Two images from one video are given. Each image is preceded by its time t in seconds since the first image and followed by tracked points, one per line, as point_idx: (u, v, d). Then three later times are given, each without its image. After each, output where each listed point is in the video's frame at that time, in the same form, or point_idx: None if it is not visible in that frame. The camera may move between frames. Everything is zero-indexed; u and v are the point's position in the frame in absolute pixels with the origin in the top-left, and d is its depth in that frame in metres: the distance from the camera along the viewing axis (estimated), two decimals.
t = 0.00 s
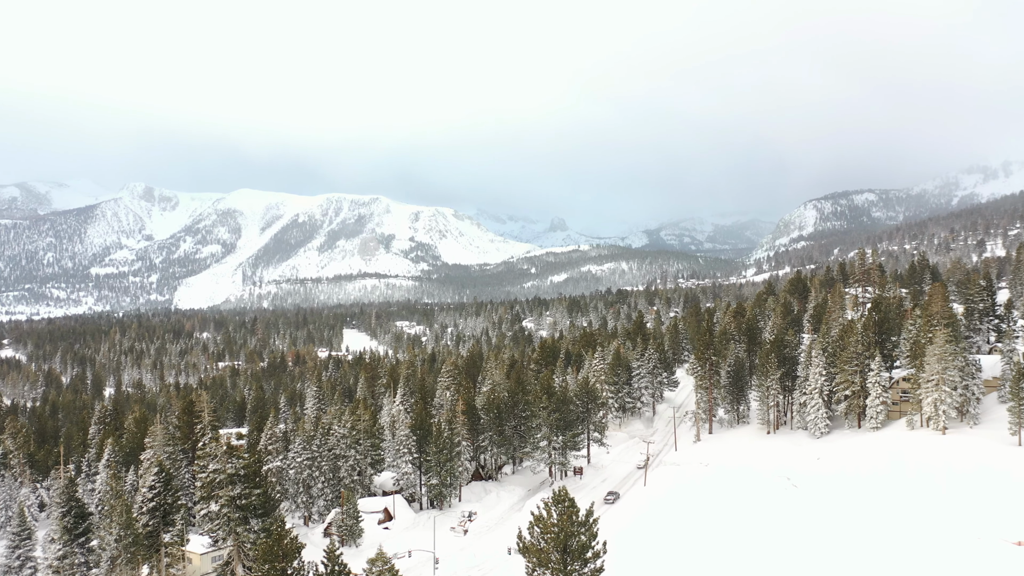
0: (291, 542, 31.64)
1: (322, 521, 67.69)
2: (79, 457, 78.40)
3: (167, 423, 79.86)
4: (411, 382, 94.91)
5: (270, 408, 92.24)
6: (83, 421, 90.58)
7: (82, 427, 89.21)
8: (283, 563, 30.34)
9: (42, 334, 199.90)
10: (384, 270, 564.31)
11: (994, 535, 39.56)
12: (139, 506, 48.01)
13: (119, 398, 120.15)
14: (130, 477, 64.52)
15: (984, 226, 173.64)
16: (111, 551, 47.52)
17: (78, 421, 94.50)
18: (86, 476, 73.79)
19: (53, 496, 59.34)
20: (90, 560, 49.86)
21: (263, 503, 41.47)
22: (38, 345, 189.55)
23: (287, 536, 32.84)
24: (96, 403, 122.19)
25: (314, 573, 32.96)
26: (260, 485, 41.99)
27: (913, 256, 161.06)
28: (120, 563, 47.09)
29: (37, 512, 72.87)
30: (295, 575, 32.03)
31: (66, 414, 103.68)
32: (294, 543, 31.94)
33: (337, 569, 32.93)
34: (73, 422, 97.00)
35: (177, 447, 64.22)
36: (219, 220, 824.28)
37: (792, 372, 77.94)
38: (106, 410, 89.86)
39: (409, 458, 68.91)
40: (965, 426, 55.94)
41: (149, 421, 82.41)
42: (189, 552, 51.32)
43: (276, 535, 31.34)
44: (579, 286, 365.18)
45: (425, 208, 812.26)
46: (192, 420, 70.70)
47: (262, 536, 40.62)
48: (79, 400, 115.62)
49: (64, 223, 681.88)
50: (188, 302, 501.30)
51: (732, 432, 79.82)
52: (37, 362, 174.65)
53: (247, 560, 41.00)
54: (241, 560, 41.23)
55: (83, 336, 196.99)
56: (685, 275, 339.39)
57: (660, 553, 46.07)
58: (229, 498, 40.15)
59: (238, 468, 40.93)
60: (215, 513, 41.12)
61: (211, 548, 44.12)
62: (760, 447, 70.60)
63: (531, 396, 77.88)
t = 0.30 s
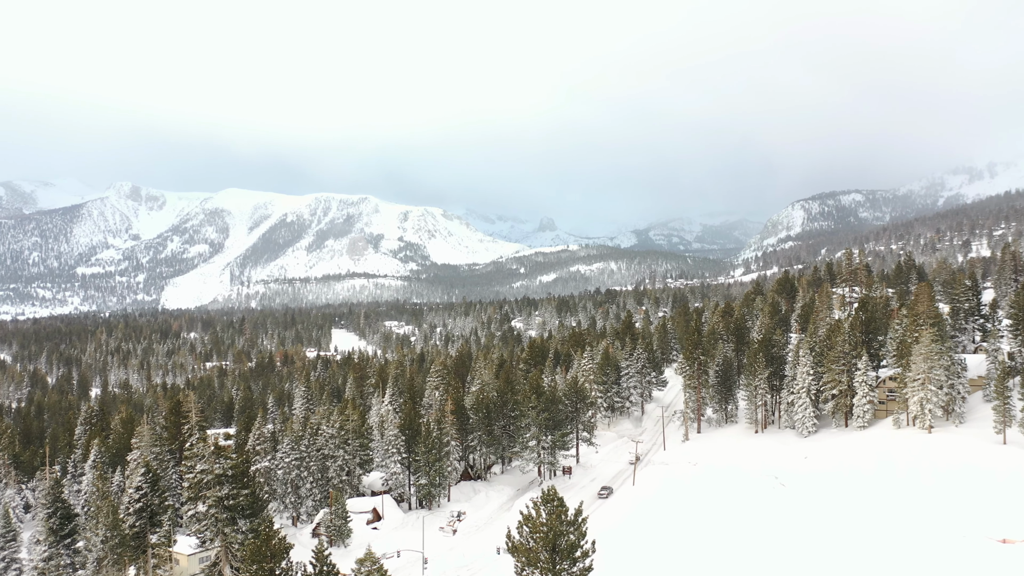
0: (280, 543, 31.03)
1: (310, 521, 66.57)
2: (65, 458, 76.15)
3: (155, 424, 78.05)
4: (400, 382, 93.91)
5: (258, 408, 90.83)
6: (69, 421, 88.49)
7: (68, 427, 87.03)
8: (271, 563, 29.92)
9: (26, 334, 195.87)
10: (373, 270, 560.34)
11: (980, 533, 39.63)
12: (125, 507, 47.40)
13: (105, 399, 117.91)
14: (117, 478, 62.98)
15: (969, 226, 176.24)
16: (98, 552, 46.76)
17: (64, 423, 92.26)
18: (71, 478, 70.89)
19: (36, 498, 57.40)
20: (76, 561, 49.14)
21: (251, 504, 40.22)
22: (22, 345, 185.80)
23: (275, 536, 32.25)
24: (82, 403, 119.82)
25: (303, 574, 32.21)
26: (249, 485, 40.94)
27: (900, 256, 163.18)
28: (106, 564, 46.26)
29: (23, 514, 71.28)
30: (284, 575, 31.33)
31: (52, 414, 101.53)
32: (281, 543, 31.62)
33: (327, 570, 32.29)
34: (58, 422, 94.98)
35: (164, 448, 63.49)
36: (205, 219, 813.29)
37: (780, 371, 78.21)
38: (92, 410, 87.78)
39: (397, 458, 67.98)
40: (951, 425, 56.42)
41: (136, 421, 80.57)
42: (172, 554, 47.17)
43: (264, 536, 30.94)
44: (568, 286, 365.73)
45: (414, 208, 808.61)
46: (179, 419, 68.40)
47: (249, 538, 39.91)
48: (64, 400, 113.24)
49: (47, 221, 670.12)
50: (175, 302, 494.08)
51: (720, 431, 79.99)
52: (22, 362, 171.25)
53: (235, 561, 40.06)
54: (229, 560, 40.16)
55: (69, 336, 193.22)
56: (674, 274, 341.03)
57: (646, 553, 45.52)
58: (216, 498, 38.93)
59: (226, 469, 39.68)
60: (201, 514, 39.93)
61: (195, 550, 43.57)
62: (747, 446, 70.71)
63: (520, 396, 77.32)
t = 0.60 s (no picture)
0: (268, 543, 30.52)
1: (299, 522, 65.57)
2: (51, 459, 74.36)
3: (142, 424, 76.35)
4: (389, 382, 92.93)
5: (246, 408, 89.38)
6: (54, 422, 86.51)
7: (54, 428, 84.99)
8: (259, 564, 29.56)
9: (9, 334, 191.62)
10: (362, 270, 556.01)
11: (965, 530, 39.78)
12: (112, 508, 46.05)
13: (91, 399, 115.62)
14: (103, 479, 61.43)
15: (955, 226, 178.85)
16: (84, 553, 45.95)
17: (50, 424, 90.11)
18: (57, 478, 69.92)
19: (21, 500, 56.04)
20: (63, 563, 48.38)
21: (238, 504, 39.44)
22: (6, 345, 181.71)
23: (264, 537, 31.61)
24: (68, 404, 117.34)
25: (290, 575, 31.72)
26: (236, 486, 39.90)
27: (887, 256, 165.52)
28: (92, 566, 45.59)
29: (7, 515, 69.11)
30: None
31: (38, 416, 99.27)
32: (270, 544, 31.13)
33: (316, 572, 31.43)
34: (44, 423, 92.86)
35: (151, 448, 62.49)
36: (191, 218, 801.53)
37: (768, 370, 78.39)
38: (78, 411, 85.80)
39: (386, 458, 67.23)
40: (936, 423, 57.02)
41: (124, 421, 78.74)
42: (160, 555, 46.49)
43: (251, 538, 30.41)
44: (557, 286, 366.27)
45: (403, 208, 804.31)
46: (166, 419, 67.09)
47: (238, 538, 38.27)
48: (50, 400, 110.88)
49: (30, 220, 657.66)
50: (162, 302, 486.65)
51: (709, 430, 80.28)
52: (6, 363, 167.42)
53: (223, 562, 39.09)
54: (216, 562, 39.21)
55: (55, 336, 189.36)
56: (663, 274, 342.99)
57: (634, 553, 45.23)
58: (204, 499, 37.87)
59: (214, 470, 38.32)
60: (188, 515, 38.89)
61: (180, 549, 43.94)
62: (735, 445, 70.95)
63: (510, 396, 76.72)
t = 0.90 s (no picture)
0: (256, 543, 30.74)
1: (287, 523, 64.48)
2: (36, 460, 72.25)
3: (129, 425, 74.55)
4: (378, 382, 91.95)
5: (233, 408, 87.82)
6: (39, 422, 84.38)
7: (39, 429, 82.97)
8: (247, 563, 29.55)
9: None
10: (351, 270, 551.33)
11: (951, 528, 39.96)
12: (98, 509, 45.80)
13: (76, 400, 113.19)
14: (89, 480, 59.56)
15: (940, 227, 181.34)
16: (70, 555, 44.26)
17: (35, 425, 87.83)
18: (43, 480, 67.09)
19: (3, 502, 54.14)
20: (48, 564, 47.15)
21: (226, 504, 38.20)
22: None
23: (252, 538, 31.85)
24: (52, 404, 114.65)
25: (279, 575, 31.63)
26: (224, 486, 38.58)
27: (874, 256, 167.84)
28: (78, 568, 43.66)
29: None
30: None
31: (22, 416, 96.98)
32: (258, 544, 31.23)
33: (303, 571, 31.60)
34: (28, 424, 90.69)
35: (138, 449, 61.06)
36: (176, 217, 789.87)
37: (756, 369, 78.75)
38: (64, 411, 83.92)
39: (375, 458, 66.16)
40: (923, 422, 57.56)
41: (110, 423, 76.78)
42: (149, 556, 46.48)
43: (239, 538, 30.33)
44: (546, 286, 366.59)
45: (392, 208, 799.89)
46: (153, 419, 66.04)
47: (226, 538, 37.21)
48: (33, 401, 108.34)
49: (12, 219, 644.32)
50: (150, 302, 479.24)
51: (698, 429, 80.50)
52: None
53: (211, 563, 37.87)
54: (204, 563, 37.97)
55: (39, 336, 185.57)
56: (652, 274, 345.15)
57: (624, 553, 44.91)
58: (191, 500, 36.88)
59: (202, 470, 37.24)
60: (176, 516, 37.51)
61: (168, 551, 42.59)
62: (723, 444, 71.14)
63: (499, 396, 76.13)
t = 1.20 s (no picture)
0: (244, 544, 29.86)
1: (276, 524, 63.23)
2: (21, 461, 70.12)
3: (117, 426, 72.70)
4: (367, 382, 90.94)
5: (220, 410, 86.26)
6: (23, 423, 82.32)
7: (23, 430, 81.01)
8: (236, 565, 28.91)
9: None
10: (339, 270, 546.70)
11: (937, 526, 40.19)
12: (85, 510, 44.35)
13: (62, 401, 110.81)
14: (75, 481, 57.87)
15: (927, 228, 183.49)
16: (56, 556, 44.08)
17: (21, 427, 85.59)
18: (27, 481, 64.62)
19: None
20: (33, 566, 46.06)
21: (214, 506, 37.56)
22: None
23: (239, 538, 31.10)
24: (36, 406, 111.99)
25: None
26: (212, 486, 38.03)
27: (861, 256, 169.89)
28: (64, 569, 43.62)
29: None
30: None
31: (5, 418, 94.66)
32: (246, 545, 30.46)
33: (292, 571, 31.10)
34: (12, 426, 88.55)
35: (126, 449, 59.29)
36: (162, 216, 778.10)
37: (744, 369, 79.01)
38: (49, 413, 82.07)
39: (364, 458, 65.39)
40: (909, 421, 58.00)
41: (97, 423, 74.92)
42: (136, 557, 45.50)
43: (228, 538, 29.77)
44: (535, 286, 366.80)
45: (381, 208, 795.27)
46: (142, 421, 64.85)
47: (214, 539, 36.71)
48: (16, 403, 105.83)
49: None
50: (137, 302, 471.57)
51: (687, 429, 80.55)
52: None
53: (198, 564, 37.59)
54: (192, 563, 37.64)
55: (23, 336, 181.74)
56: (641, 274, 347.00)
57: (613, 552, 44.68)
58: (178, 501, 35.92)
59: (190, 471, 36.71)
60: (164, 517, 36.78)
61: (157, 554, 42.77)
62: (712, 444, 71.23)
63: (488, 396, 75.49)
